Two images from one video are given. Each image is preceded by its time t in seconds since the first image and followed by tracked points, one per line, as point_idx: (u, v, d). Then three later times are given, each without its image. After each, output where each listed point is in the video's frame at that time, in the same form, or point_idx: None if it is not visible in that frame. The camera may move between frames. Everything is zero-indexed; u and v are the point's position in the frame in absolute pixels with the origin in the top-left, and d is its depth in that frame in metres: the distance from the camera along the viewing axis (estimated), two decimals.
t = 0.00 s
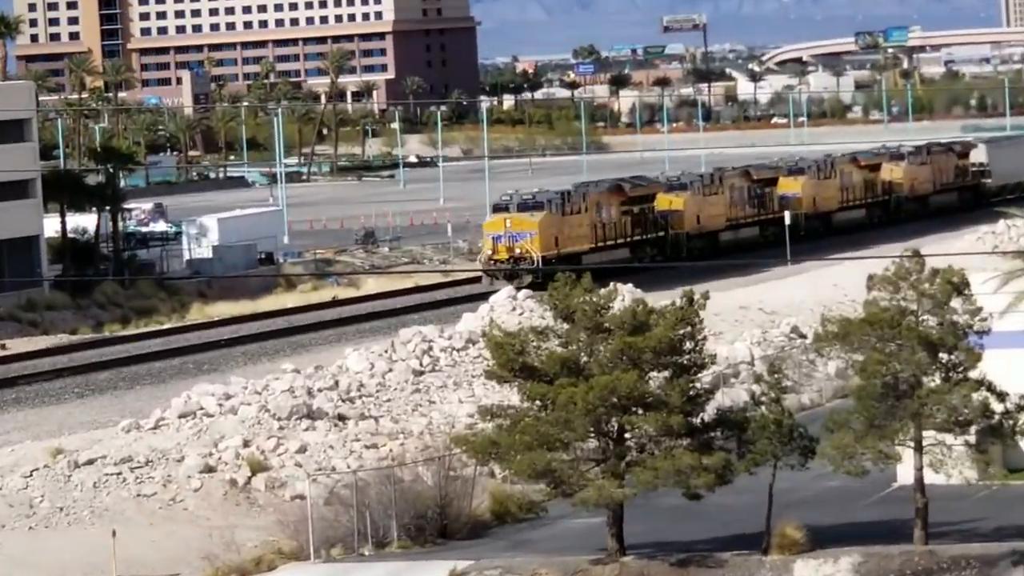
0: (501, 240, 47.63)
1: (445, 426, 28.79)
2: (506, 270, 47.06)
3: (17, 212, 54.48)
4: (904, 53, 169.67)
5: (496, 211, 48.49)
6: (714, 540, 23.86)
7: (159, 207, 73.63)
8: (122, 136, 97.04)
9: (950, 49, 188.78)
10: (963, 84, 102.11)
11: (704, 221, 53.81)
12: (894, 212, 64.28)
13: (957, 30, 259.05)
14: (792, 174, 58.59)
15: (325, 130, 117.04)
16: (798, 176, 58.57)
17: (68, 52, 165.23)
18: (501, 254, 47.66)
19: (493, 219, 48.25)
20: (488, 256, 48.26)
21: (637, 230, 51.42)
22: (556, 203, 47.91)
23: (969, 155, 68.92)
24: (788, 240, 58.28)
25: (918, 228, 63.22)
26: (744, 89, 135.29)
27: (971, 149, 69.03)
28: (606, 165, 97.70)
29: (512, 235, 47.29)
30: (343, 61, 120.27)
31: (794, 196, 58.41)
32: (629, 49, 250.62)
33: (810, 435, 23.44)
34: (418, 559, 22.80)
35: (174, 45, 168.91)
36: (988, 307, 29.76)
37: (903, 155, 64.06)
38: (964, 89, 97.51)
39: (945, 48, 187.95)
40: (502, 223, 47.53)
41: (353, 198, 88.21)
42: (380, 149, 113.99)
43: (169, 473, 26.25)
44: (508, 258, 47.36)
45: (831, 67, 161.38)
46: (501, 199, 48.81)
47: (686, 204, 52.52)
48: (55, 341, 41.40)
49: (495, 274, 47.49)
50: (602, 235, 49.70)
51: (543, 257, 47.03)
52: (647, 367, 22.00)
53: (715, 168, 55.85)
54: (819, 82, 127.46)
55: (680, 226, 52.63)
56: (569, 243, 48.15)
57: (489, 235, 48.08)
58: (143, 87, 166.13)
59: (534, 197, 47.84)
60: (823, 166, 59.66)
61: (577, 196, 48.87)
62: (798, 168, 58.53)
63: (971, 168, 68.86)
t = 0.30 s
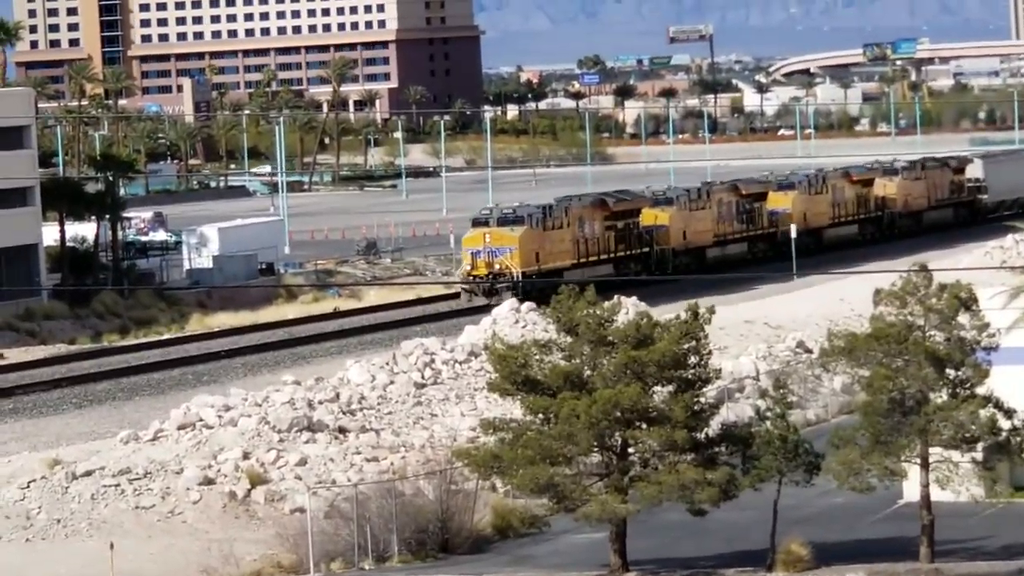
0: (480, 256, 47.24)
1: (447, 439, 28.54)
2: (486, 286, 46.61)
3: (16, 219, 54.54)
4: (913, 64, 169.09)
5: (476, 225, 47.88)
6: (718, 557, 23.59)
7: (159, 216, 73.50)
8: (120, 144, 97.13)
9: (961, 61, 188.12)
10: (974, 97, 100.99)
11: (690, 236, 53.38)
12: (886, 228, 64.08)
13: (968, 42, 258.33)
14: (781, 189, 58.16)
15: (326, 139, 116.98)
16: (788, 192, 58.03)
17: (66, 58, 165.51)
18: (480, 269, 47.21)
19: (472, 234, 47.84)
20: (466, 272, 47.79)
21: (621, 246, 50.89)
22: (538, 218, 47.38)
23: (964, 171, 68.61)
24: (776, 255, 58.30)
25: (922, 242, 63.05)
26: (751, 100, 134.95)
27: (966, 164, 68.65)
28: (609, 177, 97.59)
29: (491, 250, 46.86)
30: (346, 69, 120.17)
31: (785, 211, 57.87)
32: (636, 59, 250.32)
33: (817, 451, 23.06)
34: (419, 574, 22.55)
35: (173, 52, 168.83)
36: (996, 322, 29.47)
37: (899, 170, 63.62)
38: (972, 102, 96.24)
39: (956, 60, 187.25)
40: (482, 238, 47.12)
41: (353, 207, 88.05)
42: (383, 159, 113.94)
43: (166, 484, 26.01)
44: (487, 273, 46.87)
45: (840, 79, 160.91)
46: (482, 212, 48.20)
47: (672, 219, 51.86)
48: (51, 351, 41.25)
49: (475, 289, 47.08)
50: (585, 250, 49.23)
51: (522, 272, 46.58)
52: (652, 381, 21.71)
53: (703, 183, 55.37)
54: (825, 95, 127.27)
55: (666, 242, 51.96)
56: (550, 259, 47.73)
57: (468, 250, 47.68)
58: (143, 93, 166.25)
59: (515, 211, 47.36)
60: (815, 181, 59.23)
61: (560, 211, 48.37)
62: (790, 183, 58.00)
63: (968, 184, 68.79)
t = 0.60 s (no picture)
0: (466, 254, 47.04)
1: (454, 435, 28.37)
2: (469, 285, 46.25)
3: (21, 212, 54.61)
4: (930, 62, 168.43)
5: (461, 222, 47.57)
6: (726, 556, 23.38)
7: (167, 208, 73.38)
8: (129, 136, 97.17)
9: (978, 59, 187.31)
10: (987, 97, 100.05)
11: (682, 236, 52.84)
12: (884, 229, 63.55)
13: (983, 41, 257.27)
14: (777, 189, 57.63)
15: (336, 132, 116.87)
16: (784, 192, 57.68)
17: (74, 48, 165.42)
18: (466, 268, 47.05)
19: (457, 232, 47.53)
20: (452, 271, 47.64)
21: (611, 245, 50.39)
22: (525, 216, 46.99)
23: (966, 171, 68.04)
24: (771, 257, 57.34)
25: (933, 243, 62.82)
26: (765, 97, 134.52)
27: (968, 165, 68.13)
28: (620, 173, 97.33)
29: (477, 248, 46.62)
30: (356, 62, 119.97)
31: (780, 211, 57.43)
32: (648, 55, 249.63)
33: (827, 450, 22.80)
34: (425, 570, 22.40)
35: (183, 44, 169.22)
36: (1010, 324, 29.15)
37: (898, 170, 63.16)
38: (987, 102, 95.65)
39: (972, 59, 186.50)
40: (467, 236, 46.89)
41: (361, 202, 87.91)
42: (392, 152, 113.78)
43: (172, 479, 25.87)
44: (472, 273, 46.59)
45: (855, 77, 160.28)
46: (468, 209, 47.88)
47: (663, 219, 51.63)
48: (55, 343, 41.14)
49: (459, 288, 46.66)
50: (573, 250, 48.77)
51: (508, 271, 46.20)
52: (662, 379, 21.51)
53: (696, 183, 54.84)
54: (839, 92, 126.80)
55: (656, 241, 51.71)
56: (537, 258, 47.33)
57: (454, 248, 47.50)
58: (153, 85, 166.27)
59: (501, 209, 46.90)
60: (810, 181, 58.94)
61: (548, 209, 47.99)
62: (785, 184, 57.66)
63: (970, 185, 68.32)
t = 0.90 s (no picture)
0: (456, 246, 46.37)
1: (470, 423, 28.38)
2: (459, 276, 45.16)
3: (37, 199, 54.71)
4: (947, 51, 167.78)
5: (451, 214, 47.06)
6: (742, 545, 23.33)
7: (183, 196, 73.58)
8: (144, 124, 97.17)
9: (995, 48, 186.50)
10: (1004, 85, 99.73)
11: (678, 228, 52.30)
12: (885, 220, 62.84)
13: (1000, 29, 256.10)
14: (775, 180, 57.07)
15: (352, 120, 116.93)
16: (783, 182, 57.11)
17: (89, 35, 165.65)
18: (455, 260, 46.13)
19: (448, 224, 46.96)
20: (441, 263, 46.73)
21: (605, 237, 49.91)
22: (517, 207, 46.61)
23: (970, 163, 67.65)
24: (771, 248, 56.98)
25: (949, 233, 62.76)
26: (782, 85, 134.25)
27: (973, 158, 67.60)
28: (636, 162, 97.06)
29: (467, 240, 46.09)
30: (372, 49, 119.91)
31: (779, 202, 56.85)
32: (665, 43, 249.20)
33: (843, 439, 22.74)
34: (442, 559, 22.40)
35: (199, 31, 169.42)
36: None
37: (901, 162, 62.53)
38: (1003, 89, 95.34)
39: (989, 47, 185.72)
40: (458, 227, 46.36)
41: (377, 189, 87.99)
42: (408, 140, 113.82)
43: (189, 466, 25.90)
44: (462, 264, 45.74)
45: (873, 65, 159.78)
46: (459, 200, 47.37)
47: (658, 209, 51.01)
48: (71, 330, 41.23)
49: (448, 280, 45.63)
50: (566, 242, 48.35)
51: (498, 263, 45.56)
52: (678, 366, 21.47)
53: (693, 173, 54.34)
54: (856, 81, 126.49)
55: (652, 233, 51.12)
56: (529, 250, 46.92)
57: (444, 241, 46.84)
58: (168, 72, 166.53)
59: (492, 200, 46.39)
60: (811, 170, 58.30)
61: (540, 200, 47.59)
62: (784, 174, 57.05)
63: (974, 176, 67.95)
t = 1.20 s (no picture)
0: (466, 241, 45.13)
1: (507, 417, 28.03)
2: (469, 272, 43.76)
3: (70, 189, 55.01)
4: (989, 42, 166.28)
5: (462, 209, 45.74)
6: (780, 542, 22.89)
7: (217, 186, 73.45)
8: (179, 113, 97.12)
9: None
10: None
11: (697, 223, 51.02)
12: (912, 215, 61.27)
13: None
14: (798, 173, 55.65)
15: (389, 110, 116.75)
16: (805, 176, 55.53)
17: (126, 23, 166.09)
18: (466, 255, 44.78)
19: (458, 219, 45.64)
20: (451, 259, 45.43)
21: (621, 232, 48.72)
22: (529, 201, 45.20)
23: (999, 157, 67.32)
24: (792, 243, 55.60)
25: (991, 228, 62.05)
26: (822, 76, 133.35)
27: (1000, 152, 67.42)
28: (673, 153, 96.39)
29: (479, 235, 44.88)
30: (410, 39, 119.69)
31: (801, 197, 55.41)
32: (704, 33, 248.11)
33: (886, 434, 22.20)
34: (477, 555, 22.09)
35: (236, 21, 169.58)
36: None
37: (927, 156, 61.24)
38: None
39: None
40: (468, 222, 45.12)
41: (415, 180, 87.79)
42: (445, 131, 113.55)
43: (222, 460, 25.68)
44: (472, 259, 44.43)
45: (914, 56, 158.47)
46: (470, 194, 46.01)
47: (676, 204, 49.79)
48: (104, 322, 41.13)
49: (458, 276, 44.38)
50: (580, 237, 47.09)
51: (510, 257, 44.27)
52: (717, 360, 21.07)
53: (712, 166, 52.95)
54: (897, 72, 125.54)
55: (669, 228, 49.78)
56: (540, 246, 45.67)
57: (453, 236, 45.46)
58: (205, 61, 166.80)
59: (504, 193, 45.07)
60: (833, 164, 56.83)
61: (554, 195, 46.26)
62: (807, 168, 55.40)
63: (1002, 169, 67.57)
